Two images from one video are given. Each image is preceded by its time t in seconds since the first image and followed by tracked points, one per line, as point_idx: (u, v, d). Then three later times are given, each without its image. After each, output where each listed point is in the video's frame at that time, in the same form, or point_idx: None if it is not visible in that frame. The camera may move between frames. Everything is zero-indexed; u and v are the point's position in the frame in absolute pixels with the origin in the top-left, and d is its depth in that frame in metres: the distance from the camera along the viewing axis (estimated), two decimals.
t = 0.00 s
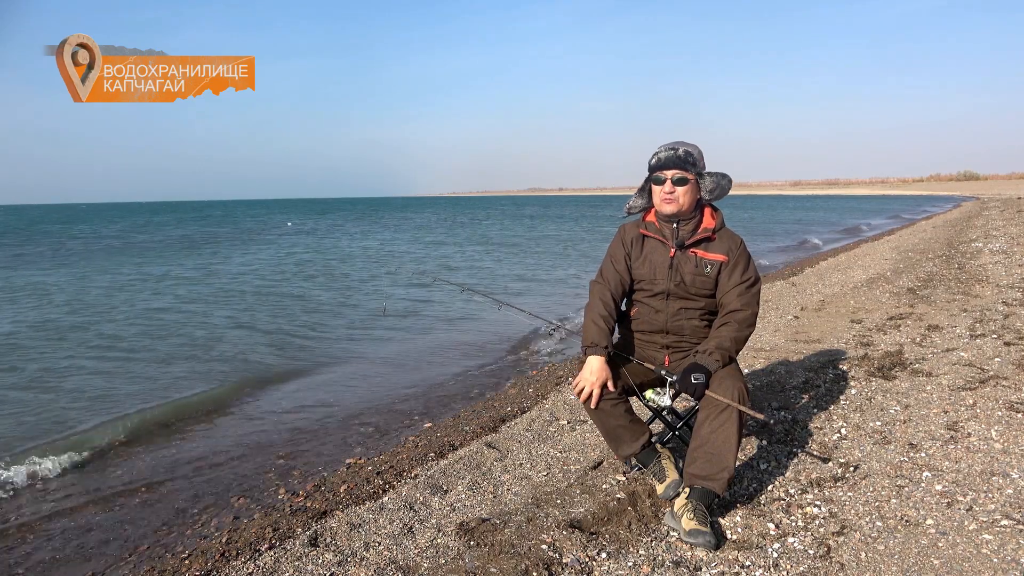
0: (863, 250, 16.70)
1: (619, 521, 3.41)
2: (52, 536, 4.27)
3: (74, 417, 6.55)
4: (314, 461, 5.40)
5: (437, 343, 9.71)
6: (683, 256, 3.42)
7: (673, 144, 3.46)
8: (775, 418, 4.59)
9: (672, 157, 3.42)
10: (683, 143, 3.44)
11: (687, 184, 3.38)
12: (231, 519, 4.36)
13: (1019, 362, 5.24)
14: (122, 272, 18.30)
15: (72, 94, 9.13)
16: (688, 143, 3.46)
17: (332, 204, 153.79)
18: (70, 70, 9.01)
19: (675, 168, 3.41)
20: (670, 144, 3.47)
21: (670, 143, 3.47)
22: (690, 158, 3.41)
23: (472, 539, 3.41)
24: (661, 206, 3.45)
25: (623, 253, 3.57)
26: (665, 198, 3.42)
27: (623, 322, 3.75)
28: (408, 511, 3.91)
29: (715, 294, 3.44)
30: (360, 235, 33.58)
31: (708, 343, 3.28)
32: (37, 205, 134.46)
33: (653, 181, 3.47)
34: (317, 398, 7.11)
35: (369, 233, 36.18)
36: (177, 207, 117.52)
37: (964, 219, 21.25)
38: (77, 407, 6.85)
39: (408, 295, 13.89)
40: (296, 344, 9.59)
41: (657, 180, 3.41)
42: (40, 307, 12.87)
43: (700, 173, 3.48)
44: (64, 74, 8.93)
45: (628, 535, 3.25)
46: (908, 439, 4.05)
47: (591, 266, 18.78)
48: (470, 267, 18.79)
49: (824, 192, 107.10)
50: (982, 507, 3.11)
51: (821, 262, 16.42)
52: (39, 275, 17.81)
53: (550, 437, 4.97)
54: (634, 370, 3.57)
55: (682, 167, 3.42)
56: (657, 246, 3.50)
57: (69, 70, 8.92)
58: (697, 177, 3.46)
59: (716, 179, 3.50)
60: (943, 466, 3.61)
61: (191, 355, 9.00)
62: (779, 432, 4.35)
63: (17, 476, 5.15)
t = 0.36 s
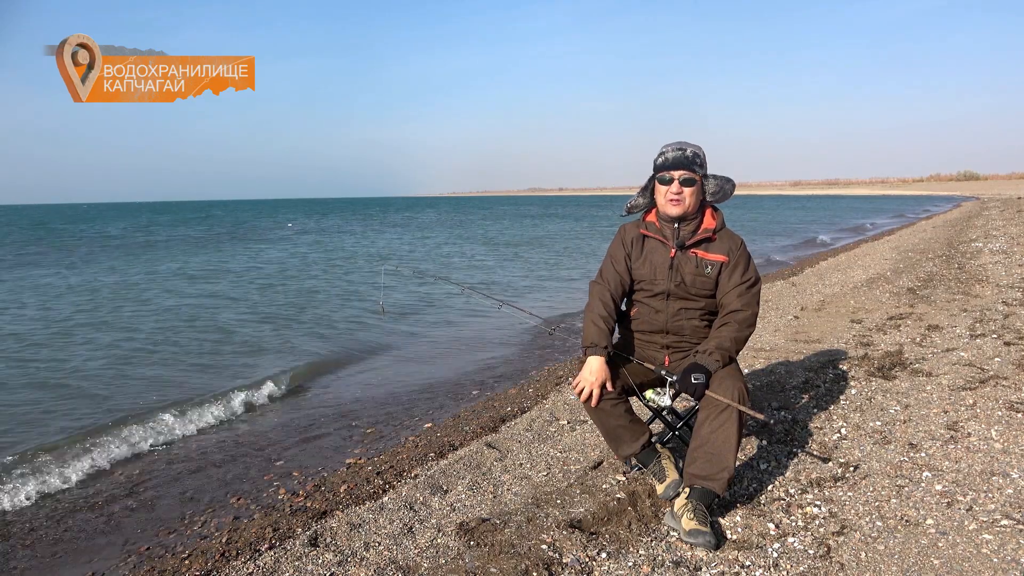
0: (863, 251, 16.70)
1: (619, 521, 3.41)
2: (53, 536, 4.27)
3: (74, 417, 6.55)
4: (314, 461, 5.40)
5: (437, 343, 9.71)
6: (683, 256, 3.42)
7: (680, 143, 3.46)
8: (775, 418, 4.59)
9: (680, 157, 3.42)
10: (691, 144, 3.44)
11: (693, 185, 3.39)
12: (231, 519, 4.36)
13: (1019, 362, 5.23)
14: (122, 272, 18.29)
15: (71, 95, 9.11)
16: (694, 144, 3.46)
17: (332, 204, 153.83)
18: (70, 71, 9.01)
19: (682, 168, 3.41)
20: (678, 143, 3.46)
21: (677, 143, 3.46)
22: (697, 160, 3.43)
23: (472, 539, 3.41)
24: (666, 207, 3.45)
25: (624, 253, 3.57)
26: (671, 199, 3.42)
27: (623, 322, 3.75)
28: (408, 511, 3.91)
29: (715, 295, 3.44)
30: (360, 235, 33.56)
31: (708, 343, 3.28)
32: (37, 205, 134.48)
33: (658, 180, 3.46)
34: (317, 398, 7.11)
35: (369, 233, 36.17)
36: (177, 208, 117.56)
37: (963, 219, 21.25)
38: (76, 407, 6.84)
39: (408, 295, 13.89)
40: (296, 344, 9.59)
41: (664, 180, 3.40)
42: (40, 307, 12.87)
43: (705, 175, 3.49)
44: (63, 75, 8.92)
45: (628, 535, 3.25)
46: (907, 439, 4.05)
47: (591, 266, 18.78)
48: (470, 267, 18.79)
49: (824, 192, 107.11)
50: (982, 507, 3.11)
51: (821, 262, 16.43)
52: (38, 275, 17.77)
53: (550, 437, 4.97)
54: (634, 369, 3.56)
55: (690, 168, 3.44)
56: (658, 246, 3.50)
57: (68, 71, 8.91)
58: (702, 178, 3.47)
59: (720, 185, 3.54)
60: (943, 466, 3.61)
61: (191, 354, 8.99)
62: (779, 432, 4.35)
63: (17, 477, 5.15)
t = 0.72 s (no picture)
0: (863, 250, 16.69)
1: (619, 520, 3.41)
2: (54, 536, 4.27)
3: (73, 417, 6.55)
4: (314, 461, 5.39)
5: (437, 343, 9.71)
6: (684, 257, 3.41)
7: (682, 143, 3.47)
8: (775, 418, 4.60)
9: (682, 157, 3.43)
10: (692, 144, 3.45)
11: (695, 186, 3.39)
12: (231, 519, 4.35)
13: (1019, 362, 5.23)
14: (122, 272, 18.28)
15: (71, 95, 9.10)
16: (696, 144, 3.47)
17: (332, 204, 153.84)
18: (70, 71, 9.00)
19: (684, 168, 3.42)
20: (679, 143, 3.47)
21: (678, 143, 3.47)
22: (698, 160, 3.44)
23: (471, 539, 3.41)
24: (667, 207, 3.45)
25: (624, 253, 3.56)
26: (673, 199, 3.42)
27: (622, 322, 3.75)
28: (408, 511, 3.91)
29: (715, 295, 3.44)
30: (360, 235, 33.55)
31: (708, 343, 3.28)
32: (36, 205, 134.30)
33: (660, 180, 3.46)
34: (317, 398, 7.11)
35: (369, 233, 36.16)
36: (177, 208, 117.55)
37: (963, 219, 21.25)
38: (76, 407, 6.84)
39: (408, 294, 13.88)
40: (296, 344, 9.59)
41: (666, 180, 3.40)
42: (39, 307, 12.86)
43: (706, 175, 3.50)
44: (63, 75, 8.92)
45: (628, 535, 3.25)
46: (907, 439, 4.05)
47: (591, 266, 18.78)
48: (470, 267, 18.79)
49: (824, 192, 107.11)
50: (982, 507, 3.11)
51: (821, 262, 16.43)
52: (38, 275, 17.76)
53: (550, 437, 4.97)
54: (633, 369, 3.56)
55: (691, 169, 3.44)
56: (658, 247, 3.50)
57: (67, 70, 8.91)
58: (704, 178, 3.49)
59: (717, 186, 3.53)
60: (943, 466, 3.61)
61: (191, 354, 8.99)
62: (779, 432, 4.35)
63: (16, 477, 5.15)
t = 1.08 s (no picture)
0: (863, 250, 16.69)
1: (619, 521, 3.41)
2: (54, 537, 4.26)
3: (73, 417, 6.54)
4: (314, 461, 5.39)
5: (438, 343, 9.70)
6: (685, 256, 3.41)
7: (681, 143, 3.47)
8: (775, 418, 4.60)
9: (681, 157, 3.43)
10: (692, 144, 3.45)
11: (695, 185, 3.39)
12: (231, 519, 4.35)
13: (1019, 362, 5.23)
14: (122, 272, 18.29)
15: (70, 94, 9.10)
16: (696, 144, 3.47)
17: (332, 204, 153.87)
18: (70, 71, 9.00)
19: (684, 169, 3.42)
20: (679, 143, 3.47)
21: (678, 143, 3.47)
22: (699, 159, 3.43)
23: (472, 539, 3.41)
24: (668, 207, 3.45)
25: (623, 252, 3.56)
26: (673, 199, 3.42)
27: (622, 321, 3.75)
28: (408, 511, 3.92)
29: (716, 295, 3.44)
30: (361, 235, 33.55)
31: (708, 343, 3.28)
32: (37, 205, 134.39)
33: (660, 180, 3.46)
34: (317, 398, 7.10)
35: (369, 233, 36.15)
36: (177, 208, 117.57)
37: (963, 219, 21.25)
38: (76, 407, 6.84)
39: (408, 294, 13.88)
40: (296, 344, 9.59)
41: (666, 180, 3.41)
42: (40, 307, 12.86)
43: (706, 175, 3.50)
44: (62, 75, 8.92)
45: (628, 535, 3.25)
46: (907, 439, 4.05)
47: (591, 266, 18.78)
48: (470, 267, 18.78)
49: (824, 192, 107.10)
50: (982, 507, 3.11)
51: (821, 262, 16.42)
52: (38, 276, 17.76)
53: (550, 437, 4.97)
54: (633, 369, 3.56)
55: (691, 168, 3.43)
56: (659, 246, 3.50)
57: (66, 71, 8.91)
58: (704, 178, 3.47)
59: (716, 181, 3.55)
60: (943, 466, 3.61)
61: (190, 354, 8.99)
62: (779, 432, 4.35)
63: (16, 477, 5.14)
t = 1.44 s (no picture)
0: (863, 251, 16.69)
1: (619, 520, 3.41)
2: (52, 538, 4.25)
3: (72, 417, 6.54)
4: (314, 461, 5.39)
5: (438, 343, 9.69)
6: (684, 256, 3.41)
7: (673, 144, 3.46)
8: (775, 418, 4.60)
9: (672, 156, 3.41)
10: (683, 143, 3.43)
11: (687, 184, 3.37)
12: (231, 519, 4.35)
13: (1019, 362, 5.23)
14: (122, 272, 18.29)
15: (70, 94, 9.09)
16: (689, 143, 3.44)
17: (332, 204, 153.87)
18: (69, 71, 8.99)
19: (675, 168, 3.40)
20: (670, 144, 3.47)
21: (670, 144, 3.46)
22: (690, 158, 3.40)
23: (472, 539, 3.41)
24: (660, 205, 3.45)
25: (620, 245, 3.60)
26: (665, 197, 3.42)
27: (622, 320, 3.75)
28: (408, 511, 3.91)
29: (716, 295, 3.44)
30: (361, 235, 33.56)
31: (708, 343, 3.29)
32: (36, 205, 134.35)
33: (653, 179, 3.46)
34: (317, 398, 7.10)
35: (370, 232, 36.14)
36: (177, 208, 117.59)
37: (963, 219, 21.25)
38: (75, 407, 6.84)
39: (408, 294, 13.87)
40: (296, 344, 9.59)
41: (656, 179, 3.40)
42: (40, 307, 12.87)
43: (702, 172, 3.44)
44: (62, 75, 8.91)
45: (628, 535, 3.25)
46: (907, 439, 4.05)
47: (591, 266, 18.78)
48: (470, 267, 18.78)
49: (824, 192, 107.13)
50: (982, 507, 3.11)
51: (821, 262, 16.43)
52: (38, 275, 17.75)
53: (550, 437, 4.97)
54: (633, 369, 3.56)
55: (681, 167, 3.40)
56: (658, 245, 3.50)
57: (66, 70, 8.90)
58: (697, 177, 3.42)
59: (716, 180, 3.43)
60: (943, 466, 3.61)
61: (190, 354, 8.99)
62: (779, 432, 4.35)
63: (17, 477, 5.14)
